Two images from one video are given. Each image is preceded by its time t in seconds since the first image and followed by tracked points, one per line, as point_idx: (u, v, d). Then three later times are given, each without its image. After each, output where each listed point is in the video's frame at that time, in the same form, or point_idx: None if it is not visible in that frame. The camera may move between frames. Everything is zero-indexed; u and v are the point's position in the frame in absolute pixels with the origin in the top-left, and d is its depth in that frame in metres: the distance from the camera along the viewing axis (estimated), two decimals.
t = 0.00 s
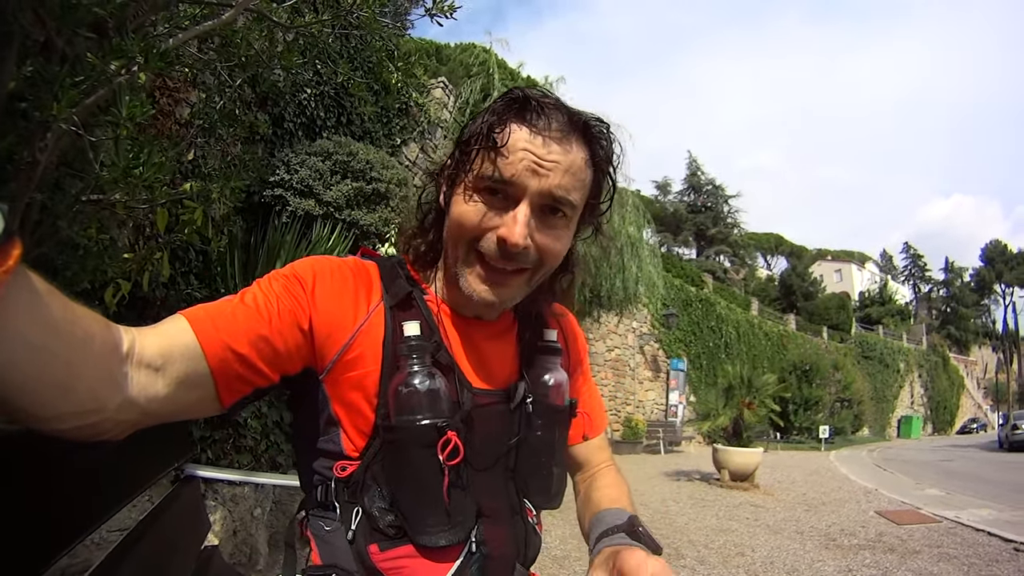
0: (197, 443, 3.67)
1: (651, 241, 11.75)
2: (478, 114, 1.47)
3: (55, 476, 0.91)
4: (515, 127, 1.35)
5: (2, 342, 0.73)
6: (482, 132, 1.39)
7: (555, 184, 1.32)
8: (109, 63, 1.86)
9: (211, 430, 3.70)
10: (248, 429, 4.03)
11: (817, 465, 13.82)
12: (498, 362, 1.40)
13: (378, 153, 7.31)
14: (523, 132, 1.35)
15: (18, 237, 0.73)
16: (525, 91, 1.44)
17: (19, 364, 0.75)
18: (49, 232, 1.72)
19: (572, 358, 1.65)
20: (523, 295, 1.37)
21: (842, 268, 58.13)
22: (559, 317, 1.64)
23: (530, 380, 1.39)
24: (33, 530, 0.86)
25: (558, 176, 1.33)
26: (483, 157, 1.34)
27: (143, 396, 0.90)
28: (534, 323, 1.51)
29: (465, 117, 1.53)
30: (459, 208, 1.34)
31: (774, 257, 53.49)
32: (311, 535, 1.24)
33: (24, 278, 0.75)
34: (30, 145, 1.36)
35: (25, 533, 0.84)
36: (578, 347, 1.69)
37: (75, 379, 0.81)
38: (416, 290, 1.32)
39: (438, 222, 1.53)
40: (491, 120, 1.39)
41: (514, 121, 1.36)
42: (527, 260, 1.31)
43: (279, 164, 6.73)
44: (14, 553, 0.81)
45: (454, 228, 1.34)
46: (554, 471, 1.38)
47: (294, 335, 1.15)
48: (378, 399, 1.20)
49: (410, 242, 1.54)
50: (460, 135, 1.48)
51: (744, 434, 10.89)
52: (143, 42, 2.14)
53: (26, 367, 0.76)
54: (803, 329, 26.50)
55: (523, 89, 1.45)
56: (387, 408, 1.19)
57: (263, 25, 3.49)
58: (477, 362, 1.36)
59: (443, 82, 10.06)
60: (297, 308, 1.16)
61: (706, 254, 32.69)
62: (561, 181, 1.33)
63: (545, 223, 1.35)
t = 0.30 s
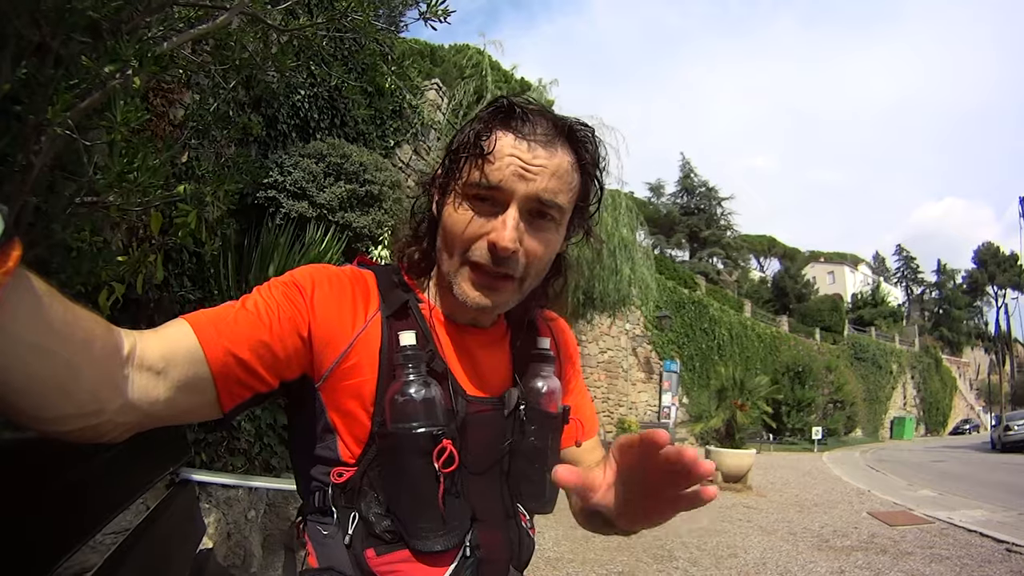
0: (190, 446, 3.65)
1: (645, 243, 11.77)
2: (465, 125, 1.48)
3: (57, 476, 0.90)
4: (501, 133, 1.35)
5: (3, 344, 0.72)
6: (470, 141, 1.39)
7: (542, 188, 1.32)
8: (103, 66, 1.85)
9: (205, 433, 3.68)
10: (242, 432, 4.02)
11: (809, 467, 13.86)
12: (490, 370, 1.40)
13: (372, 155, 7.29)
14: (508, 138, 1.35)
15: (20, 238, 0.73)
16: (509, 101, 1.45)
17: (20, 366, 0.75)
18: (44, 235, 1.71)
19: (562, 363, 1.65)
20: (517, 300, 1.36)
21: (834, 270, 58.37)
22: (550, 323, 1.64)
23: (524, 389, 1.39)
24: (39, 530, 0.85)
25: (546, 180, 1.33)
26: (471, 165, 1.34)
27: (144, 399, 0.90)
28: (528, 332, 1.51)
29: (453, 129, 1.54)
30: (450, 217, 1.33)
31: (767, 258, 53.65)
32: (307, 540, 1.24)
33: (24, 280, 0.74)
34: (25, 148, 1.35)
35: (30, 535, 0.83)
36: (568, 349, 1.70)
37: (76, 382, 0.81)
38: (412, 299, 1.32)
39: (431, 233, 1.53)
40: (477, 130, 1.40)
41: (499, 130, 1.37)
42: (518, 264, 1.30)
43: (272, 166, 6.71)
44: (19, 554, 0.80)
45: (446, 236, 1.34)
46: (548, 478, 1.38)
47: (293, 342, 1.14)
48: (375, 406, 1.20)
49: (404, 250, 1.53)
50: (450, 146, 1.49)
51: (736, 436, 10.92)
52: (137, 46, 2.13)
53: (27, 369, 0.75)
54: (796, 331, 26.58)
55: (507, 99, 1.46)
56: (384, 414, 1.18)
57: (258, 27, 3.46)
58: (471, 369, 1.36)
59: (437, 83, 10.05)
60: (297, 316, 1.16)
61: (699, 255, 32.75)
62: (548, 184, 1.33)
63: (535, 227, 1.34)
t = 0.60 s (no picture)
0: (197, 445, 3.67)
1: (653, 245, 11.74)
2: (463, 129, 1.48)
3: (56, 475, 0.90)
4: (495, 139, 1.35)
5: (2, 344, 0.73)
6: (465, 147, 1.39)
7: (537, 194, 1.31)
8: (110, 69, 1.87)
9: (211, 433, 3.70)
10: (248, 432, 4.03)
11: (817, 469, 13.79)
12: (491, 372, 1.39)
13: (378, 157, 7.32)
14: (503, 144, 1.34)
15: (18, 239, 0.73)
16: (506, 105, 1.44)
17: (19, 366, 0.75)
18: (51, 236, 1.73)
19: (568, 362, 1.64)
20: (515, 306, 1.36)
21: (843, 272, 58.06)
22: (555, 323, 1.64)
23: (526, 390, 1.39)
24: (36, 528, 0.85)
25: (541, 186, 1.32)
26: (465, 172, 1.34)
27: (144, 399, 0.90)
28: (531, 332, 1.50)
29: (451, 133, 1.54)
30: (446, 224, 1.33)
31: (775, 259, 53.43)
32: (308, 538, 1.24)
33: (24, 280, 0.75)
34: (32, 150, 1.37)
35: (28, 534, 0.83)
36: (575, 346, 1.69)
37: (76, 382, 0.81)
38: (414, 299, 1.32)
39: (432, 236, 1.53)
40: (473, 135, 1.40)
41: (494, 135, 1.37)
42: (513, 271, 1.30)
43: (280, 168, 6.74)
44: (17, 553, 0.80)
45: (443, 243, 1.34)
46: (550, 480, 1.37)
47: (294, 342, 1.15)
48: (375, 406, 1.20)
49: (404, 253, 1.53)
50: (446, 150, 1.49)
51: (744, 438, 10.87)
52: (143, 49, 2.14)
53: (27, 369, 0.76)
54: (804, 332, 26.46)
55: (503, 103, 1.45)
56: (384, 415, 1.18)
57: (264, 30, 3.50)
58: (473, 371, 1.36)
59: (444, 85, 10.07)
60: (297, 316, 1.16)
61: (707, 257, 32.65)
62: (543, 191, 1.32)
63: (531, 233, 1.33)
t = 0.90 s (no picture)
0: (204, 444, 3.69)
1: (661, 246, 11.71)
2: (470, 124, 1.46)
3: (57, 469, 0.91)
4: (501, 141, 1.34)
5: (3, 343, 0.73)
6: (471, 146, 1.38)
7: (543, 201, 1.30)
8: (118, 70, 1.88)
9: (219, 431, 3.71)
10: (255, 431, 4.05)
11: (826, 470, 13.72)
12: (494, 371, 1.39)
13: (386, 158, 7.34)
14: (509, 146, 1.33)
15: (19, 239, 0.74)
16: (515, 103, 1.42)
17: (19, 365, 0.76)
18: (59, 235, 1.73)
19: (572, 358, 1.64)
20: (517, 311, 1.36)
21: (852, 273, 57.75)
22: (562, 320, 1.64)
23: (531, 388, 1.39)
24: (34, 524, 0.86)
25: (547, 192, 1.31)
26: (469, 173, 1.33)
27: (142, 398, 0.91)
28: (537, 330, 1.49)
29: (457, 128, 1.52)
30: (450, 227, 1.33)
31: (785, 261, 53.20)
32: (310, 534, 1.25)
33: (23, 280, 0.75)
34: (40, 149, 1.38)
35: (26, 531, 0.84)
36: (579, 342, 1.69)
37: (74, 381, 0.81)
38: (415, 294, 1.32)
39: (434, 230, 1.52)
40: (479, 134, 1.39)
41: (501, 135, 1.35)
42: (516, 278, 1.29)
43: (288, 169, 6.77)
44: (15, 551, 0.81)
45: (446, 247, 1.34)
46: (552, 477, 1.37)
47: (293, 340, 1.15)
48: (375, 404, 1.20)
49: (408, 248, 1.53)
50: (452, 146, 1.48)
51: (752, 439, 10.83)
52: (151, 50, 2.14)
53: (27, 369, 0.76)
54: (813, 334, 26.33)
55: (512, 100, 1.43)
56: (384, 413, 1.18)
57: (271, 31, 3.52)
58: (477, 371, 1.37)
59: (452, 87, 10.09)
60: (295, 313, 1.16)
61: (715, 258, 32.55)
62: (550, 197, 1.31)
63: (537, 238, 1.32)
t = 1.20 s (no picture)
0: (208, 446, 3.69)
1: (665, 250, 11.69)
2: (476, 128, 1.46)
3: (59, 463, 0.91)
4: (507, 151, 1.33)
5: (3, 344, 0.74)
6: (477, 153, 1.38)
7: (548, 213, 1.30)
8: (124, 72, 1.90)
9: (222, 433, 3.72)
10: (259, 433, 4.06)
11: (831, 475, 13.66)
12: (498, 371, 1.39)
13: (390, 163, 7.37)
14: (515, 156, 1.32)
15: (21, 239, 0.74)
16: (522, 110, 1.42)
17: (18, 366, 0.76)
18: (65, 236, 1.74)
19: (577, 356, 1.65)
20: (518, 318, 1.37)
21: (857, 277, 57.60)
22: (566, 320, 1.64)
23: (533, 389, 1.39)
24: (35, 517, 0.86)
25: (553, 205, 1.31)
26: (474, 182, 1.33)
27: (141, 398, 0.91)
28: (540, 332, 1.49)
29: (463, 129, 1.52)
30: (453, 235, 1.33)
31: (789, 266, 53.11)
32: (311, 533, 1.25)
33: (23, 280, 0.75)
34: (47, 151, 1.39)
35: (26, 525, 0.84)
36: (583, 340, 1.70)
37: (73, 381, 0.82)
38: (417, 293, 1.33)
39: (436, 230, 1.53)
40: (484, 141, 1.38)
41: (507, 145, 1.34)
42: (518, 290, 1.30)
43: (292, 173, 6.80)
44: (14, 544, 0.81)
45: (449, 255, 1.34)
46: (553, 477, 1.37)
47: (294, 338, 1.15)
48: (375, 403, 1.21)
49: (411, 248, 1.54)
50: (457, 149, 1.48)
51: (756, 444, 10.80)
52: (156, 53, 2.15)
53: (26, 369, 0.77)
54: (817, 338, 26.26)
55: (521, 107, 1.43)
56: (384, 412, 1.19)
57: (275, 36, 3.53)
58: (479, 373, 1.37)
59: (456, 92, 10.12)
60: (296, 312, 1.17)
61: (719, 263, 32.51)
62: (555, 209, 1.31)
63: (541, 250, 1.32)
